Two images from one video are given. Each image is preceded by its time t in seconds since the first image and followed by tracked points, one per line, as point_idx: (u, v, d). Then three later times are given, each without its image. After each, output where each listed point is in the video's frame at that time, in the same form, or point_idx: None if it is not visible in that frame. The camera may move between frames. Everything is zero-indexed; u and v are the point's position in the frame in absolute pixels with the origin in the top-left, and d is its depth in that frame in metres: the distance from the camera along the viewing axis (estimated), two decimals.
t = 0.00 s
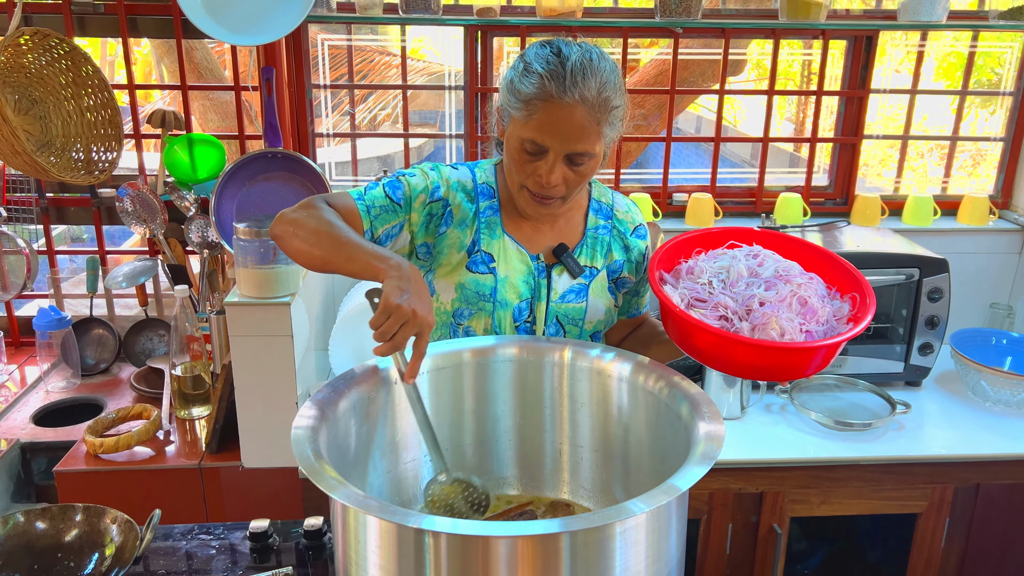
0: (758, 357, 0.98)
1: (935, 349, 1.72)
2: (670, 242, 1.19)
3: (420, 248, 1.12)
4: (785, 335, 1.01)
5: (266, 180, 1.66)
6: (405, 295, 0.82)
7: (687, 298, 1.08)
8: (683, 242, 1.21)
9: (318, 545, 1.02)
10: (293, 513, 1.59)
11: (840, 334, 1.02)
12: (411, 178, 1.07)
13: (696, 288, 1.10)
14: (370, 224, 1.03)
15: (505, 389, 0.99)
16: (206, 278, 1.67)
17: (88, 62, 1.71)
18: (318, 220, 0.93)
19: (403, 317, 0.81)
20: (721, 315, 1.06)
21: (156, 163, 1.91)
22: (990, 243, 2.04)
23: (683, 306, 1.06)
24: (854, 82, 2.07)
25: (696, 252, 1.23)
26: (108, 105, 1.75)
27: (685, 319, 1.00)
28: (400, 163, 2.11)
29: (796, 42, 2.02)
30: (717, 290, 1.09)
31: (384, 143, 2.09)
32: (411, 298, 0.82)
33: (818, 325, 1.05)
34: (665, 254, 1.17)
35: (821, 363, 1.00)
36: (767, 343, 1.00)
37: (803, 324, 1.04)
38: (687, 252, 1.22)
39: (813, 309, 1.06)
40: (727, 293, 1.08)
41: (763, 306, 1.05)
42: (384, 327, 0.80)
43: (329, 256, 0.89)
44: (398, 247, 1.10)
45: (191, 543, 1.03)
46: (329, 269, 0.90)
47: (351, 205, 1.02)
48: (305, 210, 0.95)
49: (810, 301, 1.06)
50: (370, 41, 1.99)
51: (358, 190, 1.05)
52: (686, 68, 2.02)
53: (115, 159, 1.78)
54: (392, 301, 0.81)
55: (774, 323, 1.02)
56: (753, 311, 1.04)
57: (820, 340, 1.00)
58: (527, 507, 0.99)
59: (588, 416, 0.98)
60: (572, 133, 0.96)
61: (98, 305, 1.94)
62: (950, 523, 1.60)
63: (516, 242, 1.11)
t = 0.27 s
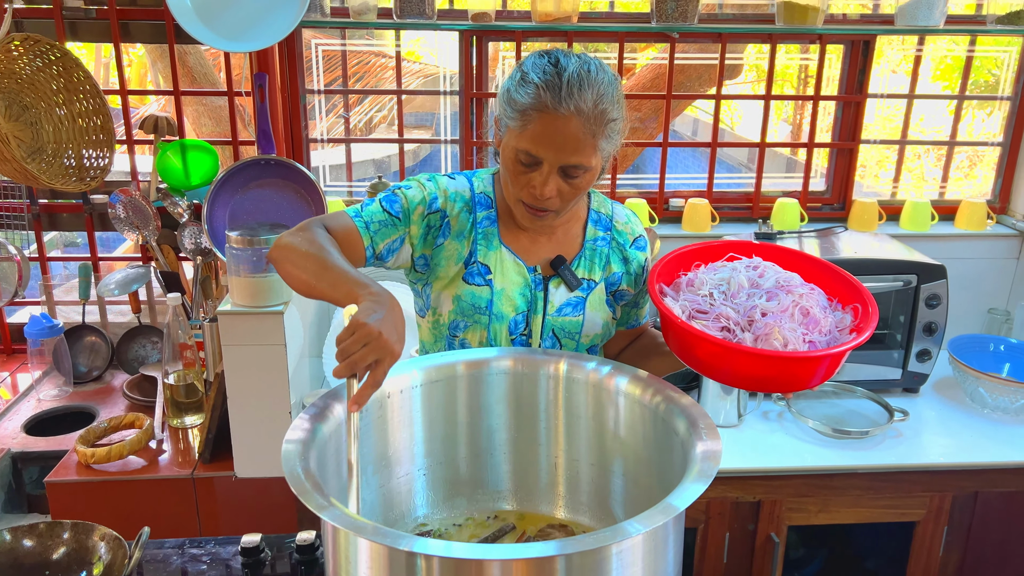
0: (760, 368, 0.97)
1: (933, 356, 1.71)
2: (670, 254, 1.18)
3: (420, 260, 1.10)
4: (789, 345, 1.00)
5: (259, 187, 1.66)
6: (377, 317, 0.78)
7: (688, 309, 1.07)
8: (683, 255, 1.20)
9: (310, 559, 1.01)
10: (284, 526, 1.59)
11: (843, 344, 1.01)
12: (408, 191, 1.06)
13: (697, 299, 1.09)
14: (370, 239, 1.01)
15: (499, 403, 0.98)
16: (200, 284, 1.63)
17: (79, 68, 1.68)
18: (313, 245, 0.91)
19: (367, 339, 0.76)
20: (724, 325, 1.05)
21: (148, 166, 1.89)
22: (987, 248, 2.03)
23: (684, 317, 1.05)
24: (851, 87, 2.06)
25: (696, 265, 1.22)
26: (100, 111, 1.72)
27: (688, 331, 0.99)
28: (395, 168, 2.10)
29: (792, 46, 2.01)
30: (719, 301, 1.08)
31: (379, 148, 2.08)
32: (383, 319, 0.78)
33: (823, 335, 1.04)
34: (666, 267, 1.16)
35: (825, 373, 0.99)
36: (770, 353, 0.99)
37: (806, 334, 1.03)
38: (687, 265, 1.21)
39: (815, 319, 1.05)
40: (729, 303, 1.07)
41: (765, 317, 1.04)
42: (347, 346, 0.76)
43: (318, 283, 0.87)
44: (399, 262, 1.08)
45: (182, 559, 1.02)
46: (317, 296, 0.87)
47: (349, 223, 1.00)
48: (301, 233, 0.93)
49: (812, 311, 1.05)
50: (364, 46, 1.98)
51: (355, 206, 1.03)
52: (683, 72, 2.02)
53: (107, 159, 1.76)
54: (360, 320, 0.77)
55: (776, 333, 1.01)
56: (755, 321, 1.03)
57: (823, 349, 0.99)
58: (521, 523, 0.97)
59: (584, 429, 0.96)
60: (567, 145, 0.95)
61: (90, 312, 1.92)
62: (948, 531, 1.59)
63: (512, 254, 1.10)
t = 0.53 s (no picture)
0: (758, 375, 0.97)
1: (929, 360, 1.71)
2: (666, 261, 1.17)
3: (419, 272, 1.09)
4: (786, 351, 1.00)
5: (253, 192, 1.66)
6: (409, 352, 0.78)
7: (685, 317, 1.07)
8: (679, 261, 1.20)
9: (304, 568, 1.01)
10: (278, 536, 1.61)
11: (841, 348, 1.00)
12: (407, 205, 1.04)
13: (694, 306, 1.08)
14: (375, 255, 0.99)
15: (492, 412, 0.97)
16: (195, 288, 1.64)
17: (72, 72, 1.66)
18: (322, 269, 0.89)
19: (402, 375, 0.76)
20: (721, 333, 1.04)
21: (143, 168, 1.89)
22: (983, 251, 2.04)
23: (681, 325, 1.05)
24: (846, 90, 2.06)
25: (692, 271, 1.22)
26: (94, 115, 1.71)
27: (685, 339, 0.98)
28: (390, 172, 2.10)
29: (788, 50, 2.01)
30: (716, 308, 1.08)
31: (374, 152, 2.08)
32: (415, 355, 0.78)
33: (819, 339, 1.04)
34: (662, 274, 1.16)
35: (823, 379, 0.99)
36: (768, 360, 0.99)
37: (802, 339, 1.02)
38: (683, 271, 1.21)
39: (812, 324, 1.05)
40: (726, 310, 1.07)
41: (762, 323, 1.04)
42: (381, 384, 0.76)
43: (335, 310, 0.85)
44: (402, 276, 1.07)
45: (175, 569, 1.02)
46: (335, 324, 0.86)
47: (351, 241, 0.98)
48: (305, 256, 0.91)
49: (808, 316, 1.05)
50: (359, 50, 1.97)
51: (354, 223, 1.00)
52: (679, 74, 2.02)
53: (101, 162, 1.75)
54: (392, 357, 0.77)
55: (774, 340, 1.01)
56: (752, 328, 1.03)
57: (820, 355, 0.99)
58: (515, 533, 0.97)
59: (578, 439, 0.96)
60: (561, 157, 0.95)
61: (85, 316, 1.92)
62: (943, 536, 1.60)
63: (510, 264, 1.09)
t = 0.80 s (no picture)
0: (755, 376, 0.97)
1: (924, 358, 1.72)
2: (662, 261, 1.18)
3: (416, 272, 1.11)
4: (784, 351, 1.00)
5: (248, 192, 1.66)
6: (448, 306, 0.83)
7: (683, 318, 1.07)
8: (675, 262, 1.21)
9: (299, 567, 1.01)
10: (277, 534, 1.60)
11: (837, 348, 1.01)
12: (401, 206, 1.05)
13: (691, 307, 1.09)
14: (369, 255, 1.00)
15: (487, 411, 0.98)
16: (191, 288, 1.62)
17: (68, 71, 1.66)
18: (324, 262, 0.91)
19: (452, 327, 0.81)
20: (719, 334, 1.05)
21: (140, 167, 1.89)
22: (978, 250, 2.04)
23: (679, 326, 1.05)
24: (842, 89, 2.07)
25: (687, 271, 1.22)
26: (90, 114, 1.71)
27: (683, 341, 0.99)
28: (386, 171, 2.10)
29: (783, 49, 2.01)
30: (713, 309, 1.08)
31: (371, 151, 2.08)
32: (455, 307, 0.83)
33: (815, 339, 1.04)
34: (658, 274, 1.16)
35: (819, 378, 0.99)
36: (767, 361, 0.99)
37: (799, 339, 1.03)
38: (678, 271, 1.21)
39: (808, 323, 1.05)
40: (723, 311, 1.08)
41: (760, 323, 1.04)
42: (436, 341, 0.82)
43: (352, 292, 0.88)
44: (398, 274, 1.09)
45: (170, 568, 1.02)
46: (355, 306, 0.89)
47: (347, 240, 0.99)
48: (303, 256, 0.92)
49: (805, 315, 1.06)
50: (355, 48, 1.97)
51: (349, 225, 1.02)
52: (675, 73, 2.02)
53: (98, 162, 1.74)
54: (436, 315, 0.82)
55: (771, 340, 1.01)
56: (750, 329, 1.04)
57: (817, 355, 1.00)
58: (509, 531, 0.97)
59: (572, 437, 0.96)
60: (561, 155, 0.95)
61: (81, 315, 1.92)
62: (938, 533, 1.60)
63: (505, 263, 1.09)
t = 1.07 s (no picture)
0: (749, 373, 0.97)
1: (919, 355, 1.72)
2: (657, 258, 1.18)
3: (411, 271, 1.10)
4: (778, 349, 1.01)
5: (245, 190, 1.66)
6: (442, 341, 0.83)
7: (677, 315, 1.07)
8: (670, 260, 1.21)
9: (296, 564, 1.02)
10: (275, 530, 1.61)
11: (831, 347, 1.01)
12: (398, 205, 1.04)
13: (686, 304, 1.09)
14: (367, 258, 1.00)
15: (481, 408, 0.98)
16: (188, 284, 1.61)
17: (65, 69, 1.68)
18: (320, 271, 0.90)
19: (442, 363, 0.81)
20: (713, 332, 1.05)
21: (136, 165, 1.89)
22: (973, 247, 2.05)
23: (674, 323, 1.05)
24: (838, 87, 2.07)
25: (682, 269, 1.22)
26: (87, 112, 1.72)
27: (678, 338, 0.99)
28: (383, 168, 2.10)
29: (780, 47, 2.02)
30: (707, 307, 1.08)
31: (367, 148, 2.08)
32: (447, 343, 0.83)
33: (810, 338, 1.05)
34: (654, 272, 1.16)
35: (813, 376, 0.99)
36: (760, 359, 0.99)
37: (793, 337, 1.03)
38: (672, 269, 1.21)
39: (802, 321, 1.05)
40: (718, 309, 1.08)
41: (753, 321, 1.04)
42: (425, 376, 0.81)
43: (346, 309, 0.88)
44: (393, 275, 1.08)
45: (166, 565, 1.02)
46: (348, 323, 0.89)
47: (342, 240, 0.98)
48: (299, 259, 0.92)
49: (799, 313, 1.06)
50: (352, 45, 1.97)
51: (346, 224, 1.01)
52: (672, 71, 2.02)
53: (94, 159, 1.75)
54: (428, 350, 0.81)
55: (765, 338, 1.01)
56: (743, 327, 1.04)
57: (811, 353, 1.00)
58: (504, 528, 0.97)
59: (566, 434, 0.97)
60: (555, 151, 0.95)
61: (78, 313, 1.92)
62: (933, 530, 1.61)
63: (500, 261, 1.10)
